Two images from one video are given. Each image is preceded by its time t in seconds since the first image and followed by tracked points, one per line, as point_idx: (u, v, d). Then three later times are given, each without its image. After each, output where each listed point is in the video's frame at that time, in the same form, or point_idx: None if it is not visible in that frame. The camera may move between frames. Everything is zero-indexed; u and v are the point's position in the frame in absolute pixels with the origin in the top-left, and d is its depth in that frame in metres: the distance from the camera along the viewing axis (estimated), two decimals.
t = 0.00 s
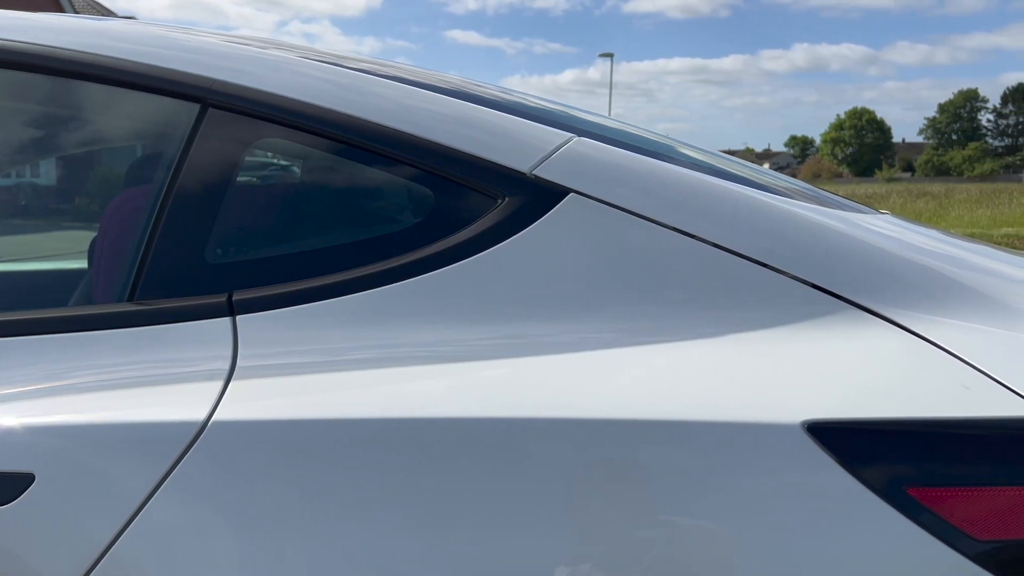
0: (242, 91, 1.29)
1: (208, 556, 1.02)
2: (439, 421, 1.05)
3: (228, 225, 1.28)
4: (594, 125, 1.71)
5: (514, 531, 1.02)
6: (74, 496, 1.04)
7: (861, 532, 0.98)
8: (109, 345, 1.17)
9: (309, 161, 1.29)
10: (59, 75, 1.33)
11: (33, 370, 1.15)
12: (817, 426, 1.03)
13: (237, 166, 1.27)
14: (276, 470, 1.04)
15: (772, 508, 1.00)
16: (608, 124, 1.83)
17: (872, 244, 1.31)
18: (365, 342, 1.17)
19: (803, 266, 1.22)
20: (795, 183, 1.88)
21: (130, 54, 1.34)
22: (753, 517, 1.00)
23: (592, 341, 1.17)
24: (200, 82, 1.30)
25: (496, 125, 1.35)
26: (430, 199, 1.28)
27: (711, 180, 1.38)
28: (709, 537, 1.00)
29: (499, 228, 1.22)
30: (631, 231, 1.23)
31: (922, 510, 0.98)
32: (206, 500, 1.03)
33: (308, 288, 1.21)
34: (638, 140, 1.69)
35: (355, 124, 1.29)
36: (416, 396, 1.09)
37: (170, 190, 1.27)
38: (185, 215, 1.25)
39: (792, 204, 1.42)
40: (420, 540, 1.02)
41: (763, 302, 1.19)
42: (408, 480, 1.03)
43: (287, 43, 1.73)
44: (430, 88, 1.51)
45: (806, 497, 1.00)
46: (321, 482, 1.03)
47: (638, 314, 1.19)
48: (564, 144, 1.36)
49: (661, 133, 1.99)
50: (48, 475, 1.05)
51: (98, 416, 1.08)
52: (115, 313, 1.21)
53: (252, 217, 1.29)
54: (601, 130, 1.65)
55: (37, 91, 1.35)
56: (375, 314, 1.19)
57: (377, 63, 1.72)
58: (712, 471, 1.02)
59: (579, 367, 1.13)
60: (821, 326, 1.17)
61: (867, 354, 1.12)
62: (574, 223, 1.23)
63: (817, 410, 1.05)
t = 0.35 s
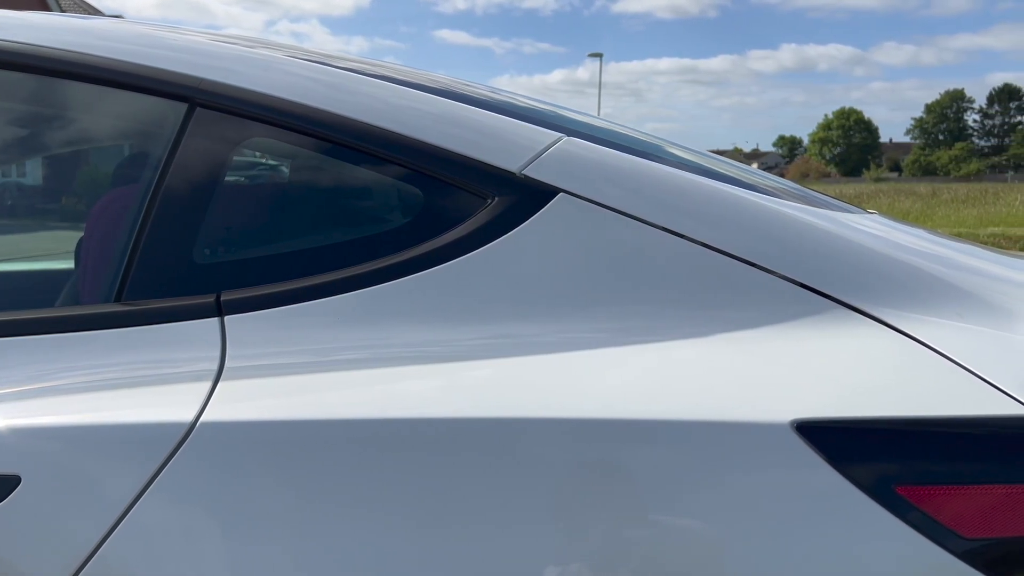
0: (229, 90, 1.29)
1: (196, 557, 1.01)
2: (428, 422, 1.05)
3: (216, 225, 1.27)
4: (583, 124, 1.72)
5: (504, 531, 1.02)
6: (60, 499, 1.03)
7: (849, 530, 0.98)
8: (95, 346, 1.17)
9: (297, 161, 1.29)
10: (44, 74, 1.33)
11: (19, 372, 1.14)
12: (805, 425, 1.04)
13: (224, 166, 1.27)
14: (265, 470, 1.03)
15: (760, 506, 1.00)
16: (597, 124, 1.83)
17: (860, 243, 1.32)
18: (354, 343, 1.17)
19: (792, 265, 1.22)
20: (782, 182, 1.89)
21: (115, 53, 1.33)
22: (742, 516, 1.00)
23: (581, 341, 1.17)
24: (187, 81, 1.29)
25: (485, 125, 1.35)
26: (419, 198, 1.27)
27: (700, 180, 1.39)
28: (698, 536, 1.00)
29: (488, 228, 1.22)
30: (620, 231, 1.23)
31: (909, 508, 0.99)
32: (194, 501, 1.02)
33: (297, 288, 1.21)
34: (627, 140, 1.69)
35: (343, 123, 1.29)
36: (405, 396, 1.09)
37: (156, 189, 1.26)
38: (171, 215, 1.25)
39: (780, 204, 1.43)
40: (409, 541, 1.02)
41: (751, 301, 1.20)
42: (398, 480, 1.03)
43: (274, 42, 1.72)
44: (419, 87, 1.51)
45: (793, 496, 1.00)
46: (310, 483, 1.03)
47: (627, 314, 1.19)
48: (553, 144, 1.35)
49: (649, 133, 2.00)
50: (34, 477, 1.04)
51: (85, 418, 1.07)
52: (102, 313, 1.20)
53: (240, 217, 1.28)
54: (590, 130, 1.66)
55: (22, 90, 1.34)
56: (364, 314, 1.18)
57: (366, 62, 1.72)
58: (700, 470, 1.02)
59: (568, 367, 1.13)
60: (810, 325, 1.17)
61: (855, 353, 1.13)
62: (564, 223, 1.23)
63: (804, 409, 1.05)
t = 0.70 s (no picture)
0: (217, 89, 1.28)
1: (185, 559, 1.00)
2: (418, 422, 1.05)
3: (204, 225, 1.26)
4: (573, 124, 1.72)
5: (495, 531, 1.02)
6: (47, 501, 1.02)
7: (838, 528, 0.99)
8: (83, 347, 1.16)
9: (286, 161, 1.28)
10: (30, 73, 1.32)
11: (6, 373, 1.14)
12: (795, 424, 1.04)
13: (212, 165, 1.26)
14: (254, 472, 1.03)
15: (750, 505, 1.01)
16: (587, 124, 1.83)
17: (848, 243, 1.32)
18: (344, 343, 1.16)
19: (781, 265, 1.23)
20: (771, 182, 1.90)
21: (102, 52, 1.32)
22: (732, 514, 1.01)
23: (571, 341, 1.17)
24: (174, 80, 1.28)
25: (475, 124, 1.35)
26: (409, 198, 1.27)
27: (690, 180, 1.39)
28: (688, 535, 1.01)
29: (478, 228, 1.22)
30: (610, 231, 1.23)
31: (898, 506, 1.00)
32: (182, 503, 1.02)
33: (287, 289, 1.20)
34: (616, 140, 1.70)
35: (332, 123, 1.28)
36: (395, 397, 1.09)
37: (144, 189, 1.25)
38: (159, 215, 1.24)
39: (769, 203, 1.44)
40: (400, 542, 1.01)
41: (741, 301, 1.20)
42: (388, 481, 1.03)
43: (263, 41, 1.72)
44: (408, 87, 1.51)
45: (783, 494, 1.01)
46: (300, 484, 1.03)
47: (617, 314, 1.19)
48: (543, 144, 1.35)
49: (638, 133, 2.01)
50: (21, 479, 1.03)
51: (72, 419, 1.06)
52: (89, 314, 1.19)
53: (229, 217, 1.28)
54: (580, 130, 1.66)
55: (8, 90, 1.34)
56: (354, 314, 1.18)
57: (355, 62, 1.72)
58: (691, 469, 1.03)
59: (559, 367, 1.13)
60: (799, 325, 1.18)
61: (845, 352, 1.13)
62: (554, 223, 1.23)
63: (793, 408, 1.06)
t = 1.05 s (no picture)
0: (204, 89, 1.27)
1: (173, 560, 1.00)
2: (408, 422, 1.05)
3: (192, 225, 1.25)
4: (562, 124, 1.72)
5: (485, 531, 1.01)
6: (34, 503, 1.02)
7: (826, 525, 0.99)
8: (69, 348, 1.15)
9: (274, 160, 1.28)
10: (15, 71, 1.31)
11: None
12: (784, 423, 1.05)
13: (199, 165, 1.25)
14: (243, 473, 1.02)
15: (739, 503, 1.01)
16: (576, 123, 1.84)
17: (837, 243, 1.33)
18: (333, 343, 1.16)
19: (769, 265, 1.23)
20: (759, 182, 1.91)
21: (88, 50, 1.31)
22: (721, 513, 1.01)
23: (561, 341, 1.17)
24: (161, 79, 1.28)
25: (464, 124, 1.35)
26: (398, 198, 1.27)
27: (678, 180, 1.40)
28: (678, 533, 1.01)
29: (467, 228, 1.22)
30: (600, 231, 1.23)
31: (885, 503, 1.00)
32: (170, 504, 1.01)
33: (275, 289, 1.20)
34: (605, 139, 1.70)
35: (320, 122, 1.27)
36: (384, 397, 1.08)
37: (131, 188, 1.24)
38: (146, 214, 1.23)
39: (758, 203, 1.44)
40: (390, 542, 1.01)
41: (730, 300, 1.21)
42: (378, 481, 1.03)
43: (250, 40, 1.71)
44: (396, 86, 1.50)
45: (771, 493, 1.01)
46: (289, 484, 1.02)
47: (607, 313, 1.20)
48: (532, 144, 1.35)
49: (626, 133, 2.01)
50: (7, 480, 1.02)
51: (59, 421, 1.06)
52: (75, 314, 1.18)
53: (217, 217, 1.27)
54: (569, 130, 1.66)
55: None
56: (343, 314, 1.18)
57: (343, 61, 1.71)
58: (680, 468, 1.03)
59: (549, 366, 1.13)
60: (788, 324, 1.19)
61: (833, 351, 1.14)
62: (543, 223, 1.23)
63: (782, 407, 1.06)
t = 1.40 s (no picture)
0: (192, 88, 1.27)
1: (161, 562, 0.99)
2: (398, 422, 1.05)
3: (180, 225, 1.25)
4: (551, 124, 1.72)
5: (475, 531, 1.01)
6: (20, 505, 1.01)
7: (814, 523, 1.00)
8: (55, 349, 1.14)
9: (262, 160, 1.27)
10: None
11: None
12: (773, 422, 1.05)
13: (187, 164, 1.25)
14: (232, 474, 1.02)
15: (729, 502, 1.02)
16: (565, 123, 1.84)
17: (825, 242, 1.34)
18: (323, 344, 1.15)
19: (758, 264, 1.24)
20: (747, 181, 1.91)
21: (73, 49, 1.30)
22: (710, 511, 1.02)
23: (551, 340, 1.17)
24: (147, 78, 1.27)
25: (453, 124, 1.35)
26: (387, 198, 1.26)
27: (668, 179, 1.40)
28: (668, 532, 1.01)
29: (457, 228, 1.22)
30: (590, 231, 1.23)
31: (873, 501, 1.01)
32: (158, 506, 1.01)
33: (264, 289, 1.19)
34: (595, 139, 1.70)
35: (309, 122, 1.27)
36: (374, 398, 1.08)
37: (117, 188, 1.24)
38: (134, 214, 1.22)
39: (747, 203, 1.45)
40: (380, 542, 1.01)
41: (720, 300, 1.21)
42: (368, 482, 1.02)
43: (239, 39, 1.70)
44: (386, 86, 1.50)
45: (760, 491, 1.02)
46: (279, 485, 1.02)
47: (597, 313, 1.20)
48: (522, 144, 1.35)
49: (616, 132, 2.01)
50: None
51: (45, 422, 1.05)
52: (61, 315, 1.17)
53: (205, 216, 1.26)
54: (559, 130, 1.66)
55: None
56: (333, 314, 1.17)
57: (332, 60, 1.70)
58: (670, 467, 1.03)
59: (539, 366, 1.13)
60: (776, 323, 1.19)
61: (822, 350, 1.14)
62: (533, 222, 1.23)
63: (770, 406, 1.07)
